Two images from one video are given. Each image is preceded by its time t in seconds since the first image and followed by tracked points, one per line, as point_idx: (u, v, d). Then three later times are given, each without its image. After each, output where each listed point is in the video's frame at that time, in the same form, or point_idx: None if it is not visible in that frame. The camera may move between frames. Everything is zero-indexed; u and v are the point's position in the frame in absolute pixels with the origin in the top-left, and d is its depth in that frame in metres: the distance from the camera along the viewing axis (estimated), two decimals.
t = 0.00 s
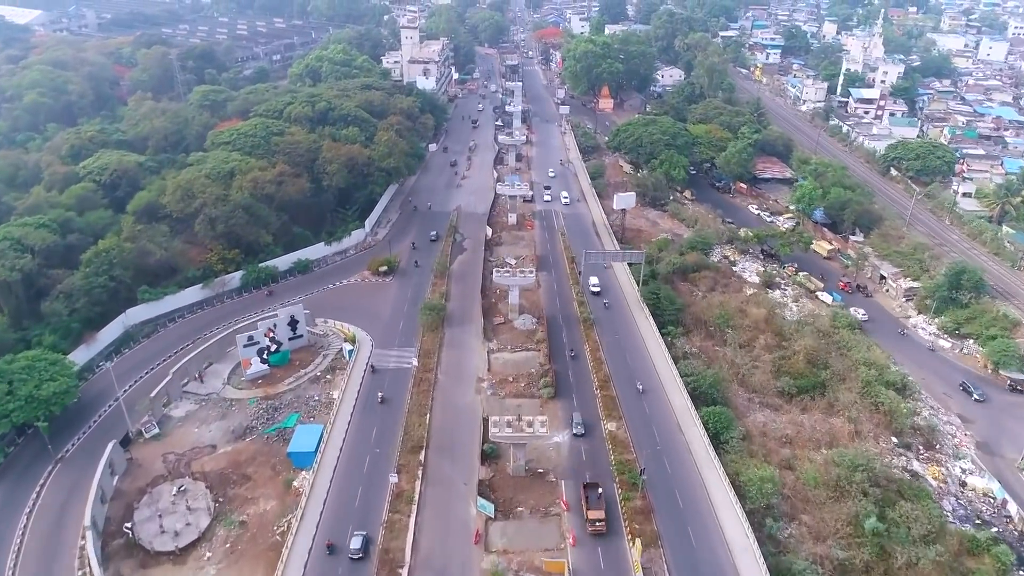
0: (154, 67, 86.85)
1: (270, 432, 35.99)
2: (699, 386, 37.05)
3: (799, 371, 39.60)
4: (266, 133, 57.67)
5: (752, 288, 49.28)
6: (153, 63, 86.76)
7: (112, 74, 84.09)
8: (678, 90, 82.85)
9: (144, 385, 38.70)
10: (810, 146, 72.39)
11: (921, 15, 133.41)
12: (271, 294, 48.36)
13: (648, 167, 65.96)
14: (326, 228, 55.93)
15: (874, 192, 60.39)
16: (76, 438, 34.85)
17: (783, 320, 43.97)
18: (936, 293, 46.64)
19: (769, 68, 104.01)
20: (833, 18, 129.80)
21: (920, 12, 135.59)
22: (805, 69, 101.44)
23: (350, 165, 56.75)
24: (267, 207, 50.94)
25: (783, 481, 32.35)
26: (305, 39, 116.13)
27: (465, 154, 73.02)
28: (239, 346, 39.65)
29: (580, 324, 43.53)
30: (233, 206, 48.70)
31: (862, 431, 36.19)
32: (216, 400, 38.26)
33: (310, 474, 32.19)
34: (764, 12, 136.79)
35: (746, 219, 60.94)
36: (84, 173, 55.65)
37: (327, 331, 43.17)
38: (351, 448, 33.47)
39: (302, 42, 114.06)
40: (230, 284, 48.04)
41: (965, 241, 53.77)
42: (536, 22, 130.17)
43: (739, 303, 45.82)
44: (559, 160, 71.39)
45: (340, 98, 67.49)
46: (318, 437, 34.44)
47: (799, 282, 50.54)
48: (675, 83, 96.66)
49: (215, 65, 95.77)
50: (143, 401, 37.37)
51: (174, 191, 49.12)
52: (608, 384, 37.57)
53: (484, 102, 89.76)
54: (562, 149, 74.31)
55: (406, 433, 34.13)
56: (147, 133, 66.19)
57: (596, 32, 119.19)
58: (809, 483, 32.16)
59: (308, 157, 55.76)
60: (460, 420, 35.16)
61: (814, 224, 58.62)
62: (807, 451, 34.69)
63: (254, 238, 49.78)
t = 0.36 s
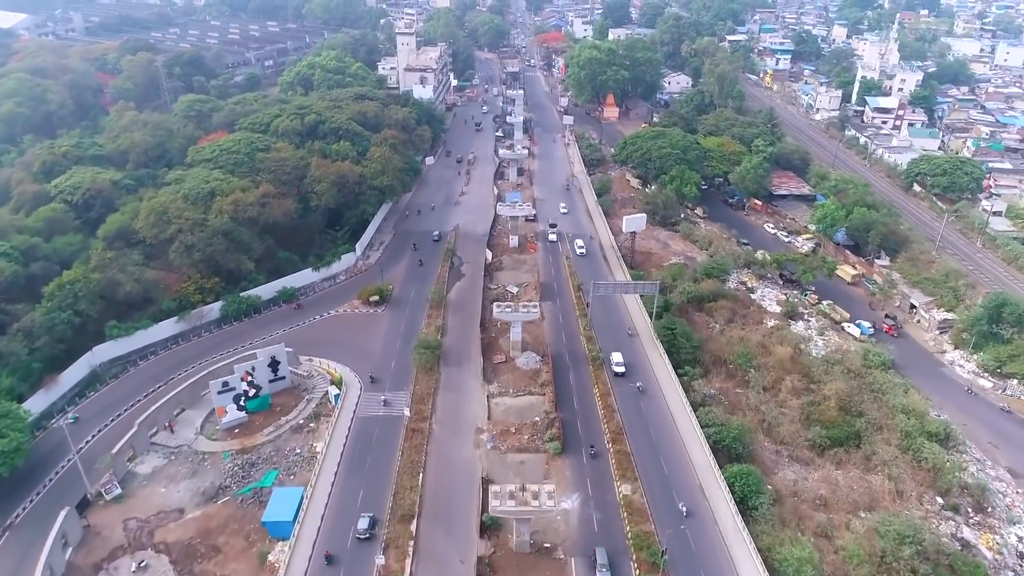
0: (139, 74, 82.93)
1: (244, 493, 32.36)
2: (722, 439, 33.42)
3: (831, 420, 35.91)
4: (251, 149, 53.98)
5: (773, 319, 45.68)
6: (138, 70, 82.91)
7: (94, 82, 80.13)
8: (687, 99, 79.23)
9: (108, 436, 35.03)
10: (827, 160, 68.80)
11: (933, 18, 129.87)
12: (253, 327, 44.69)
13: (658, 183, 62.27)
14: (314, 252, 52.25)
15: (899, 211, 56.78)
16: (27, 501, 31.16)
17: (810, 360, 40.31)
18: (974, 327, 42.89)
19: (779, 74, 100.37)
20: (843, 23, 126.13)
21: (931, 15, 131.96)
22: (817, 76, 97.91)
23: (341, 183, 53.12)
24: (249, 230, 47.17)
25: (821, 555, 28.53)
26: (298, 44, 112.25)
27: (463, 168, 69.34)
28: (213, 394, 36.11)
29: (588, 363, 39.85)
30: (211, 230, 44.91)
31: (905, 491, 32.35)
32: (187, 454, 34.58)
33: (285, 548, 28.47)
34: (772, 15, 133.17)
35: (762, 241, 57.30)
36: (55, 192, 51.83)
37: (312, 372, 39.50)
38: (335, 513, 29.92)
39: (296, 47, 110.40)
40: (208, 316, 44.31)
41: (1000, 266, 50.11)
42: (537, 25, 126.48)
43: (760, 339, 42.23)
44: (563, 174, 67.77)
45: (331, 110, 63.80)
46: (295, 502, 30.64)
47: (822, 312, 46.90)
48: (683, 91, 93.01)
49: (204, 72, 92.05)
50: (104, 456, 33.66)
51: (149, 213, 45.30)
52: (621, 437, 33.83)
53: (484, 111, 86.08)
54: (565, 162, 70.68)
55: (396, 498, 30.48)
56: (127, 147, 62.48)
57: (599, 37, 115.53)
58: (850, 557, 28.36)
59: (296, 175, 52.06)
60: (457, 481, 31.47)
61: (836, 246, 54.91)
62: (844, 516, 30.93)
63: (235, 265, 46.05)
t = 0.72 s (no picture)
0: (123, 82, 79.22)
1: (213, 565, 28.90)
2: (748, 503, 29.87)
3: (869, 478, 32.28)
4: (233, 167, 50.39)
5: (796, 355, 42.16)
6: (122, 78, 79.22)
7: (75, 91, 76.42)
8: (696, 108, 75.69)
9: (65, 497, 31.57)
10: (845, 175, 65.34)
11: (945, 22, 126.53)
12: (232, 364, 41.13)
13: (668, 200, 58.73)
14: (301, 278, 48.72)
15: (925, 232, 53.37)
16: None
17: (841, 405, 36.71)
18: (1018, 365, 39.24)
19: (789, 80, 97.00)
20: (853, 26, 122.70)
21: (943, 18, 128.52)
22: (828, 83, 95.05)
23: (330, 204, 49.60)
24: (229, 257, 43.57)
25: None
26: (292, 49, 108.57)
27: (462, 182, 65.80)
28: (180, 449, 32.57)
29: (598, 409, 36.27)
30: (187, 259, 41.24)
31: (957, 564, 28.65)
32: (153, 518, 31.09)
33: None
34: (779, 18, 129.70)
35: (780, 264, 53.82)
36: (23, 214, 48.17)
37: (294, 420, 35.98)
38: (321, 571, 27.41)
39: (289, 52, 106.74)
40: (183, 352, 40.80)
41: None
42: (538, 28, 122.92)
43: (784, 381, 38.75)
44: (567, 190, 64.26)
45: (322, 123, 60.25)
46: None
47: (849, 346, 43.37)
48: (690, 99, 89.51)
49: (192, 80, 88.43)
50: (58, 523, 30.20)
51: (119, 239, 41.64)
52: (635, 500, 30.37)
53: (483, 121, 82.52)
54: (569, 176, 67.27)
55: None
56: (105, 164, 58.90)
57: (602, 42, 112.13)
58: None
59: (282, 196, 48.48)
60: (451, 554, 27.99)
61: (860, 271, 51.31)
62: None
63: (214, 296, 42.47)
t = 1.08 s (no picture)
0: (104, 92, 75.33)
1: None
2: None
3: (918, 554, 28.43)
4: (213, 189, 46.60)
5: (825, 400, 38.49)
6: (103, 87, 75.34)
7: (53, 101, 72.53)
8: (706, 119, 71.96)
9: None
10: (866, 192, 61.62)
11: (958, 26, 122.83)
12: (206, 411, 37.37)
13: (680, 221, 55.00)
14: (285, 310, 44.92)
15: (957, 258, 49.68)
16: None
17: (881, 463, 32.98)
18: None
19: (802, 88, 93.39)
20: (864, 31, 119.05)
21: (957, 22, 124.93)
22: (842, 91, 91.41)
23: (316, 229, 45.80)
24: (205, 291, 39.75)
25: None
26: (285, 54, 104.75)
27: (461, 199, 62.06)
28: (139, 525, 28.88)
29: (609, 468, 32.53)
30: (156, 295, 37.38)
31: None
32: None
33: None
34: (788, 22, 126.04)
35: (802, 292, 50.17)
36: None
37: (270, 482, 32.25)
38: None
39: (281, 57, 102.75)
40: (152, 397, 37.02)
41: None
42: (540, 32, 119.16)
43: (815, 434, 34.98)
44: (571, 209, 60.62)
45: (310, 138, 56.48)
46: None
47: (883, 388, 39.68)
48: (699, 107, 85.79)
49: (178, 88, 84.68)
50: None
51: (82, 273, 37.79)
52: None
53: (483, 132, 78.76)
54: (574, 193, 63.63)
55: None
56: (78, 182, 55.17)
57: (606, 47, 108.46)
58: None
59: (264, 221, 44.73)
60: None
61: (889, 301, 47.60)
62: None
63: (187, 335, 38.64)
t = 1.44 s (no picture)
0: (84, 102, 71.81)
1: None
2: None
3: None
4: (189, 213, 43.05)
5: (859, 452, 34.94)
6: (83, 96, 71.80)
7: (29, 112, 68.94)
8: (717, 130, 68.39)
9: None
10: (889, 211, 58.10)
11: (972, 30, 119.37)
12: (175, 466, 33.83)
13: (693, 244, 51.50)
14: (267, 347, 41.37)
15: (992, 286, 46.12)
16: None
17: (928, 532, 29.38)
18: None
19: (814, 95, 89.83)
20: (876, 35, 115.52)
21: (971, 26, 121.40)
22: (856, 99, 87.87)
23: (301, 257, 42.25)
24: (176, 330, 36.16)
25: None
26: (278, 60, 101.30)
27: (459, 217, 58.59)
28: None
29: (623, 539, 28.89)
30: (120, 338, 33.76)
31: None
32: None
33: None
34: (797, 26, 122.58)
35: (826, 322, 46.63)
36: None
37: (242, 555, 28.66)
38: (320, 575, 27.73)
39: (273, 63, 99.18)
40: (115, 451, 33.44)
41: None
42: (541, 36, 115.68)
43: (852, 496, 31.36)
44: (576, 229, 57.11)
45: (297, 155, 52.94)
46: None
47: (922, 437, 36.11)
48: (708, 116, 82.27)
49: (164, 96, 81.19)
50: None
51: (38, 312, 34.17)
52: None
53: (483, 143, 75.28)
54: (579, 211, 60.13)
55: None
56: (49, 203, 51.67)
57: (610, 52, 105.03)
58: None
59: (243, 250, 41.16)
60: None
61: (920, 334, 44.05)
62: None
63: (156, 380, 35.09)
